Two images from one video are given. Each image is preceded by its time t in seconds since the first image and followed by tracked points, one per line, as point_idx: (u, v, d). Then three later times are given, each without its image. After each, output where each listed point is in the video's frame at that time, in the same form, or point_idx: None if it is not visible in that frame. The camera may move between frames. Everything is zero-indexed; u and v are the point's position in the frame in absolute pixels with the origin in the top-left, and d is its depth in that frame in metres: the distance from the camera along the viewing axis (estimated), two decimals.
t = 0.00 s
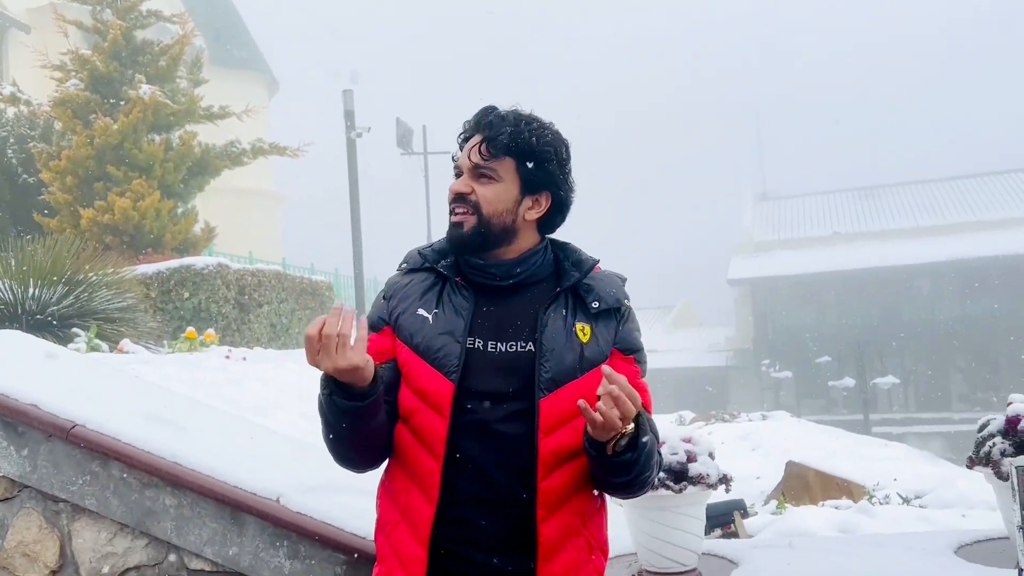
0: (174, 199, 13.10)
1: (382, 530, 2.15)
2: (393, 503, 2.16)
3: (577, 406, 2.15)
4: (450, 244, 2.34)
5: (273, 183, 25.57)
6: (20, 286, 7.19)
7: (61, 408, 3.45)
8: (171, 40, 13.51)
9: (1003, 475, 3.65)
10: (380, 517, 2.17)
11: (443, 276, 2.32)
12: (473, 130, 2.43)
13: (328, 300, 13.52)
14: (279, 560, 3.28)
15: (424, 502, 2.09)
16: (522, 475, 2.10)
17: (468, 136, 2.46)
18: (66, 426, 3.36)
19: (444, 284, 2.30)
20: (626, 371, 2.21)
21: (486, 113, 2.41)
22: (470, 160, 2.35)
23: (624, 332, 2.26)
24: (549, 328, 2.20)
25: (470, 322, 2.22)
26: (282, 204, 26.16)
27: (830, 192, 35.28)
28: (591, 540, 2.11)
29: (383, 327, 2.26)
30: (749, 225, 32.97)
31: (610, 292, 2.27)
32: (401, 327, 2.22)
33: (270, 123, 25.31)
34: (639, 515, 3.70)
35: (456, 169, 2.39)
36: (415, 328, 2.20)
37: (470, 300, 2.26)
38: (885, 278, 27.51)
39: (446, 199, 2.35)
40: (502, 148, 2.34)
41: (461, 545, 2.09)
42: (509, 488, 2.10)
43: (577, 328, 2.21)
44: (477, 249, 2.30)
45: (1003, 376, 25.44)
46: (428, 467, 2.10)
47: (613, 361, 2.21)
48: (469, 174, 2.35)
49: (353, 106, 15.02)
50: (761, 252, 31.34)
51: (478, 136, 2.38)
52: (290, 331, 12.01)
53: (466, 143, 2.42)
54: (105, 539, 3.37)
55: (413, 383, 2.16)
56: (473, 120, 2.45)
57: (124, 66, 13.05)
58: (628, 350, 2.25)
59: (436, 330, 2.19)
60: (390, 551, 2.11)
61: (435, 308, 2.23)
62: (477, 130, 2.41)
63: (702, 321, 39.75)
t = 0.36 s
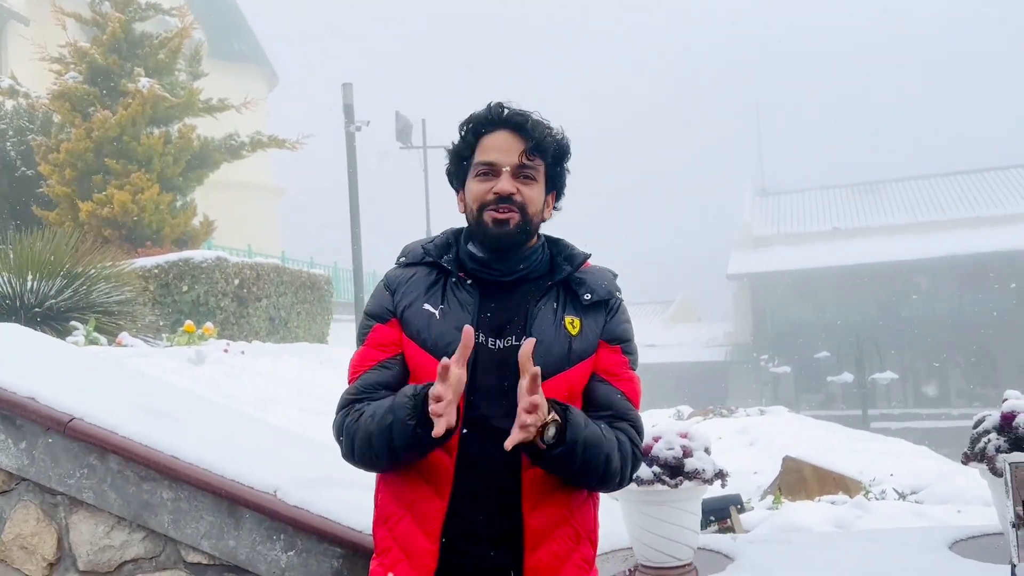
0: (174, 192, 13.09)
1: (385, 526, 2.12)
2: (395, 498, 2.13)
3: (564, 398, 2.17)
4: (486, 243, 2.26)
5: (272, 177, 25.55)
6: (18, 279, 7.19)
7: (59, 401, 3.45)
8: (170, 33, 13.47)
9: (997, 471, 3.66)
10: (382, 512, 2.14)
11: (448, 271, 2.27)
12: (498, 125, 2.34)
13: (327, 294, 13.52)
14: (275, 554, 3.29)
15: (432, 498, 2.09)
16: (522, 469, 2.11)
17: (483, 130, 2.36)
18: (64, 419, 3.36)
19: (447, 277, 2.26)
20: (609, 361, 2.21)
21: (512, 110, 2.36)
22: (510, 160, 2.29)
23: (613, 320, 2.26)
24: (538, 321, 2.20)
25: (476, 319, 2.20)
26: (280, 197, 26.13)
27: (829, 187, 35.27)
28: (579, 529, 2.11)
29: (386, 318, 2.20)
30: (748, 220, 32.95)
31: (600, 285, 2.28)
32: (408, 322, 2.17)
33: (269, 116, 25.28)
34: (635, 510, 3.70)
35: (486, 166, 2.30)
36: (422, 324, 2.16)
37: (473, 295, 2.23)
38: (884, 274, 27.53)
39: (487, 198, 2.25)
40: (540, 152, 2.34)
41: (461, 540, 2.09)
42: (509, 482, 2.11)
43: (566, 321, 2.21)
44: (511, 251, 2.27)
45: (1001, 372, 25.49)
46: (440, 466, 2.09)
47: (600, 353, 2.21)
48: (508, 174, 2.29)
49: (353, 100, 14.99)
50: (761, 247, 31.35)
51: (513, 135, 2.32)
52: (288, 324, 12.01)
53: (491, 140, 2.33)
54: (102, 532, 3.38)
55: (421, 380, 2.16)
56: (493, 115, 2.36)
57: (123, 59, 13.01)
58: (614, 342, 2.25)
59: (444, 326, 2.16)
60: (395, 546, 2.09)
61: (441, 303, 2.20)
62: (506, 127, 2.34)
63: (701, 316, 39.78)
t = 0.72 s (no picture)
0: (175, 186, 13.08)
1: (390, 523, 2.08)
2: (401, 497, 2.08)
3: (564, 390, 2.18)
4: (484, 241, 2.25)
5: (273, 171, 25.56)
6: (18, 273, 7.19)
7: (59, 396, 3.46)
8: (170, 26, 13.44)
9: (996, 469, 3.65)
10: (385, 509, 2.10)
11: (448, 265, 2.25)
12: (494, 122, 2.34)
13: (327, 289, 13.50)
14: (274, 549, 3.29)
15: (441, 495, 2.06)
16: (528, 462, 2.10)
17: (480, 126, 2.34)
18: (62, 414, 3.37)
19: (448, 271, 2.24)
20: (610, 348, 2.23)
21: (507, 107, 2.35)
22: (507, 157, 2.28)
23: (609, 311, 2.28)
24: (537, 315, 2.19)
25: (480, 316, 2.19)
26: (282, 192, 26.13)
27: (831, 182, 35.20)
28: (582, 519, 2.11)
29: (386, 315, 2.17)
30: (750, 216, 32.89)
31: (598, 276, 2.28)
32: (411, 319, 2.15)
33: (269, 111, 25.27)
34: (634, 506, 3.70)
35: (483, 162, 2.29)
36: (426, 322, 2.15)
37: (476, 291, 2.21)
38: (886, 270, 27.48)
39: (484, 195, 2.24)
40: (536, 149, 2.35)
41: (472, 537, 2.07)
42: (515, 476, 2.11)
43: (564, 313, 2.21)
44: (510, 248, 2.26)
45: (1003, 368, 25.44)
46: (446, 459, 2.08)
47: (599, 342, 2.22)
48: (507, 171, 2.29)
49: (354, 94, 14.96)
50: (762, 243, 31.32)
51: (508, 131, 2.32)
52: (290, 320, 12.03)
53: (485, 137, 2.32)
54: (101, 526, 3.38)
55: (427, 377, 2.15)
56: (488, 111, 2.35)
57: (123, 53, 12.97)
58: (613, 330, 2.26)
59: (448, 326, 2.15)
60: (402, 545, 2.05)
61: (444, 302, 2.18)
62: (502, 123, 2.33)
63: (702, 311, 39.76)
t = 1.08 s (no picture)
0: (179, 182, 13.10)
1: (404, 516, 2.04)
2: (415, 489, 2.04)
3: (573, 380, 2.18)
4: (514, 237, 2.18)
5: (277, 168, 25.58)
6: (23, 269, 7.20)
7: (63, 390, 3.46)
8: (174, 22, 13.44)
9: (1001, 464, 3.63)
10: (397, 502, 2.06)
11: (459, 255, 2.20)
12: (519, 117, 2.28)
13: (331, 285, 13.50)
14: (278, 543, 3.30)
15: (458, 486, 2.03)
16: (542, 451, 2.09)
17: (506, 120, 2.27)
18: (66, 408, 3.37)
19: (458, 260, 2.18)
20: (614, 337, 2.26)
21: (533, 105, 2.31)
22: (542, 156, 2.23)
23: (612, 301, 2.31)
24: (544, 306, 2.18)
25: (494, 308, 2.15)
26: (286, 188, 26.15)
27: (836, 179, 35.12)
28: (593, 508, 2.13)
29: (396, 300, 2.11)
30: (755, 212, 32.82)
31: (601, 265, 2.30)
32: (425, 309, 2.10)
33: (273, 107, 25.30)
34: (638, 501, 3.69)
35: (518, 157, 2.22)
36: (441, 313, 2.10)
37: (488, 281, 2.17)
38: (891, 266, 27.42)
39: (520, 191, 2.17)
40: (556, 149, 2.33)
41: (490, 532, 2.05)
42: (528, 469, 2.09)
43: (570, 303, 2.22)
44: (537, 245, 2.21)
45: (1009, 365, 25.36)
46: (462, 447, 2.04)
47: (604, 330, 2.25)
48: (538, 169, 2.24)
49: (357, 90, 14.94)
50: (766, 240, 31.27)
51: (535, 128, 2.27)
52: (293, 315, 12.03)
53: (514, 131, 2.25)
54: (105, 520, 3.39)
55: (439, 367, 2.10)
56: (514, 105, 2.28)
57: (127, 49, 12.98)
58: (615, 319, 2.30)
59: (462, 317, 2.10)
60: (418, 538, 2.01)
61: (458, 292, 2.13)
62: (528, 120, 2.28)
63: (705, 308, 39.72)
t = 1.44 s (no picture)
0: (184, 181, 13.13)
1: (433, 524, 1.90)
2: (449, 496, 1.91)
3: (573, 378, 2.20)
4: (519, 238, 2.12)
5: (282, 166, 25.65)
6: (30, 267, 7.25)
7: (70, 387, 3.48)
8: (180, 21, 13.49)
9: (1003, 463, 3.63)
10: (425, 509, 1.91)
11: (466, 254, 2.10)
12: (520, 117, 2.23)
13: (336, 283, 13.54)
14: (283, 541, 3.32)
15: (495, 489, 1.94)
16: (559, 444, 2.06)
17: (508, 119, 2.20)
18: (75, 406, 3.39)
19: (468, 258, 2.08)
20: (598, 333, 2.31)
21: (532, 106, 2.27)
22: (543, 158, 2.20)
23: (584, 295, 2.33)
24: (550, 307, 2.18)
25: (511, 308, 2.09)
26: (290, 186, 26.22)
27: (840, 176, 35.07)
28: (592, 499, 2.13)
29: (421, 300, 1.97)
30: (759, 210, 32.81)
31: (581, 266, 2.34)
32: (452, 311, 1.99)
33: (278, 106, 25.35)
34: (642, 499, 3.69)
35: (522, 158, 2.16)
36: (469, 314, 2.00)
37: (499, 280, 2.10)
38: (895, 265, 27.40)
39: (527, 192, 2.12)
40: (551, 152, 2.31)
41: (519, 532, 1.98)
42: (545, 470, 2.05)
43: (567, 302, 2.25)
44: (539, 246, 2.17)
45: (1013, 362, 25.31)
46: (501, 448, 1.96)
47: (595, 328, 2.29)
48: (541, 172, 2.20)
49: (362, 89, 14.97)
50: (770, 238, 31.25)
51: (536, 130, 2.23)
52: (298, 313, 12.07)
53: (516, 131, 2.19)
54: (113, 517, 3.42)
55: (469, 369, 2.00)
56: (515, 106, 2.23)
57: (133, 48, 13.04)
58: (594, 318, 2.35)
59: (486, 317, 2.02)
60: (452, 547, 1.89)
61: (479, 292, 2.03)
62: (529, 122, 2.24)
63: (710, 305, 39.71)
